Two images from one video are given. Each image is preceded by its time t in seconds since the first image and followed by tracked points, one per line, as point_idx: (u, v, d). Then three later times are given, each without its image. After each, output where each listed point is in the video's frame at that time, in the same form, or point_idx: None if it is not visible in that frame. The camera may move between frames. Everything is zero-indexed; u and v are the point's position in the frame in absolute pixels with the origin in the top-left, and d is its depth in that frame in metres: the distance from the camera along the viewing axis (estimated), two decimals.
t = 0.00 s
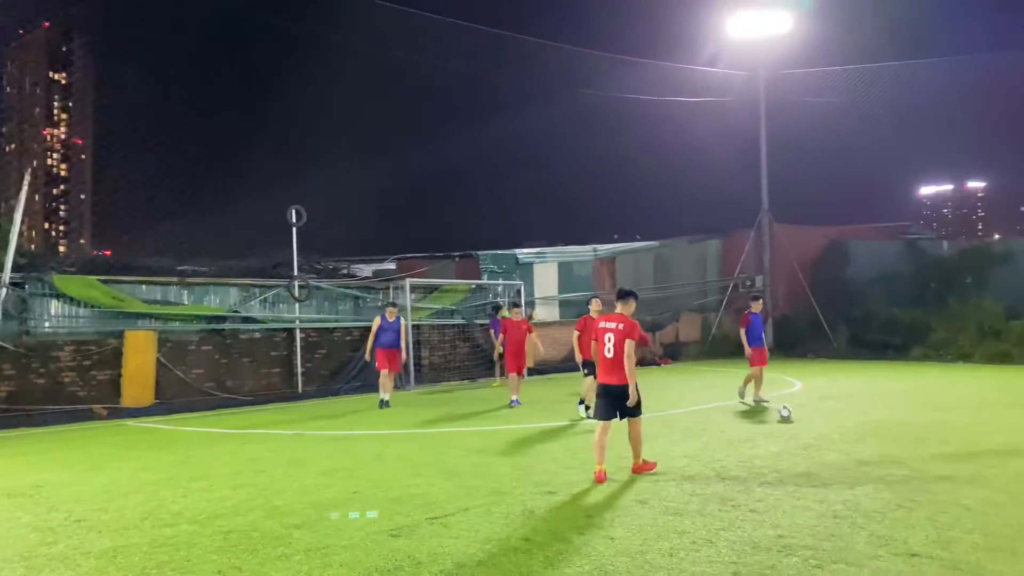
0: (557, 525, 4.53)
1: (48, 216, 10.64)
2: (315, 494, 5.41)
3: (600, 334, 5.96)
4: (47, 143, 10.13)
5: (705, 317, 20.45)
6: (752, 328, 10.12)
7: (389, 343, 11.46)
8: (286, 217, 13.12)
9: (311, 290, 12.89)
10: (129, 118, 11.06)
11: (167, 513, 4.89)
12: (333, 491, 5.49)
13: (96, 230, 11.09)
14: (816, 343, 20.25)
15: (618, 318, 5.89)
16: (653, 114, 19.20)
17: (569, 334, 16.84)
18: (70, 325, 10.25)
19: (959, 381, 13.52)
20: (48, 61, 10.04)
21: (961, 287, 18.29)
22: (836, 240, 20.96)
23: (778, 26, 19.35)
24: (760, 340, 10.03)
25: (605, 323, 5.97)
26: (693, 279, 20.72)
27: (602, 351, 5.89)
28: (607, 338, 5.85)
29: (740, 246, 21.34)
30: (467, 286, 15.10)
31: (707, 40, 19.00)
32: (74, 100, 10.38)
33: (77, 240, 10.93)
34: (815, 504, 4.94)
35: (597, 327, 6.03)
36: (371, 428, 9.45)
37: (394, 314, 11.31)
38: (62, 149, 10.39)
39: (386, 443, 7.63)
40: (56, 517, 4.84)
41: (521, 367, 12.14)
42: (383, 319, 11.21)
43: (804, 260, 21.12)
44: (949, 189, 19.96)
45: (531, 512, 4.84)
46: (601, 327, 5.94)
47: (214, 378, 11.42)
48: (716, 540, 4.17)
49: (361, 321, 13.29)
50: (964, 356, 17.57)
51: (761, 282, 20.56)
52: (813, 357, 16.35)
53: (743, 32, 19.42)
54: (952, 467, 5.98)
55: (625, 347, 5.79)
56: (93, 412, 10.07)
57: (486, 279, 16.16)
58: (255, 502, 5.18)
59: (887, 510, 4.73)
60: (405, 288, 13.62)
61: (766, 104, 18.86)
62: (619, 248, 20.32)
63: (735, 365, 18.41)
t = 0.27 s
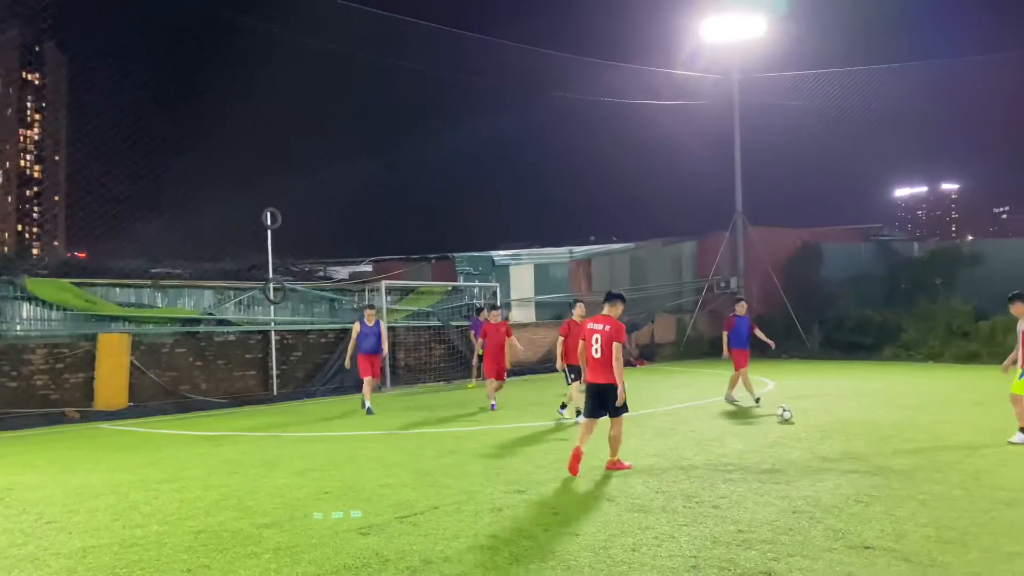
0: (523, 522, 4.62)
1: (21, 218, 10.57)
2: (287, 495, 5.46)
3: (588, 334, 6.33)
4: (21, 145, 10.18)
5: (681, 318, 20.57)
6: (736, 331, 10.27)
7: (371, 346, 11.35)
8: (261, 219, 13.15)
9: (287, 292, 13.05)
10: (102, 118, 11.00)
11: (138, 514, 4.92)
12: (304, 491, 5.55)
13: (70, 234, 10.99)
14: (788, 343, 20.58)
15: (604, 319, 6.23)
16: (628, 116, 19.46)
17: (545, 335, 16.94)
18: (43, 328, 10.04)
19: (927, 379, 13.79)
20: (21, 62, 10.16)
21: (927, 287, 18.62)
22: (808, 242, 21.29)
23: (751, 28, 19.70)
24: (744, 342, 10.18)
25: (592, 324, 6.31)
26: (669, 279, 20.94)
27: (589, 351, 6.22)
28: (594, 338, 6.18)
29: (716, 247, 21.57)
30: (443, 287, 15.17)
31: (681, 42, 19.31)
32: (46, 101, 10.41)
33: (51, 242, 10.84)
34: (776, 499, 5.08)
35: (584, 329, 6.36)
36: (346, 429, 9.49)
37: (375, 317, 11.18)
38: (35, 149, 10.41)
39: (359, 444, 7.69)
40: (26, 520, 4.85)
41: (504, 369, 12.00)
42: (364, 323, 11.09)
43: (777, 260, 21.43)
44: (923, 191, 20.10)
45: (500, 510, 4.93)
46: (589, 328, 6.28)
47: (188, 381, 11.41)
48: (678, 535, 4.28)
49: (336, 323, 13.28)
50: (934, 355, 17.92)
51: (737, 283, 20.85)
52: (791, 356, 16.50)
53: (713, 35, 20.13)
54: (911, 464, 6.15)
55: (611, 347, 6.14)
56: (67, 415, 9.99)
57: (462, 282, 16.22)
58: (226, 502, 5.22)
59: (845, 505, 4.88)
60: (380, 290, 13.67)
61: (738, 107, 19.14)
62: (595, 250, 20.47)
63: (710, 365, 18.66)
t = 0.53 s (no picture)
0: (496, 519, 4.66)
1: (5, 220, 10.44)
2: (264, 494, 5.48)
3: (580, 331, 6.62)
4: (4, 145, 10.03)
5: (665, 318, 20.77)
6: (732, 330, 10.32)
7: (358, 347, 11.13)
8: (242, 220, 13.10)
9: (269, 293, 12.93)
10: (84, 119, 10.96)
11: (114, 513, 4.93)
12: (281, 491, 5.58)
13: (54, 235, 10.93)
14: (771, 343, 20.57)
15: (596, 317, 6.55)
16: (613, 118, 19.53)
17: (529, 336, 17.01)
18: (23, 329, 10.03)
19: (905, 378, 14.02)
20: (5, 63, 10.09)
21: (906, 287, 19.24)
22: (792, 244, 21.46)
23: (735, 31, 19.80)
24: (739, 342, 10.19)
25: (583, 321, 6.60)
26: (653, 279, 21.11)
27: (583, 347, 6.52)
28: (589, 335, 6.50)
29: (699, 248, 21.65)
30: (427, 288, 15.09)
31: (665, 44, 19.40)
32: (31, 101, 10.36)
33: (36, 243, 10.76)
34: (747, 496, 5.15)
35: (575, 327, 6.65)
36: (328, 429, 9.52)
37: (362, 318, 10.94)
38: (19, 150, 10.28)
39: (339, 444, 7.72)
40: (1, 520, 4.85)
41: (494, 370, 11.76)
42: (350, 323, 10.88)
43: (760, 259, 21.58)
44: (907, 191, 20.79)
45: (474, 507, 4.97)
46: (582, 326, 6.57)
47: (170, 383, 11.41)
48: (648, 531, 4.34)
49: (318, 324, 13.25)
50: (913, 354, 18.25)
51: (720, 282, 20.88)
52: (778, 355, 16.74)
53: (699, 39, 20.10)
54: (881, 460, 6.25)
55: (606, 342, 6.49)
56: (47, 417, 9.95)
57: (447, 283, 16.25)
58: (202, 502, 5.24)
59: (814, 501, 4.96)
60: (363, 291, 13.66)
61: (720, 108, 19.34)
62: (578, 251, 20.65)
63: (693, 365, 18.78)
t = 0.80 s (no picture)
0: (476, 520, 4.66)
1: None
2: (246, 495, 5.48)
3: (578, 334, 6.62)
4: None
5: (656, 319, 20.73)
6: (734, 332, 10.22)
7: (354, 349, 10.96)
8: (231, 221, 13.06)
9: (258, 294, 12.85)
10: (77, 119, 10.95)
11: (94, 516, 4.92)
12: (262, 492, 5.57)
13: (47, 235, 10.92)
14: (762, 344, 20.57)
15: (593, 319, 6.56)
16: (604, 119, 19.61)
17: (520, 336, 17.01)
18: (9, 331, 9.97)
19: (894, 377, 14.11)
20: None
21: (897, 287, 19.38)
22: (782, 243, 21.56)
23: (726, 31, 19.88)
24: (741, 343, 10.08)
25: (581, 324, 6.61)
26: (644, 279, 20.81)
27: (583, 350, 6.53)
28: (588, 338, 6.51)
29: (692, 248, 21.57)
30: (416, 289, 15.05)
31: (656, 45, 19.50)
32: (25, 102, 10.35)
33: (30, 244, 10.73)
34: (728, 496, 5.15)
35: (573, 329, 6.65)
36: (315, 430, 9.51)
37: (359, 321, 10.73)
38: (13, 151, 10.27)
39: (325, 445, 7.71)
40: None
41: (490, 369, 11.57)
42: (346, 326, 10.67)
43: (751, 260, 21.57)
44: (901, 192, 20.84)
45: (456, 509, 4.97)
46: (580, 328, 6.58)
47: (158, 384, 11.37)
48: (627, 531, 4.35)
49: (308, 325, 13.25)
50: (904, 353, 18.32)
51: (711, 283, 21.30)
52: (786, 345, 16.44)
53: (690, 39, 20.31)
54: (864, 460, 6.28)
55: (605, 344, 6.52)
56: (33, 419, 9.89)
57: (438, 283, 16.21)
58: (183, 504, 5.23)
59: (793, 501, 4.97)
60: (353, 292, 13.57)
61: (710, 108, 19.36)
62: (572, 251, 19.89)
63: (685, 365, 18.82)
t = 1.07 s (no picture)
0: (458, 521, 4.68)
1: None
2: (231, 497, 5.49)
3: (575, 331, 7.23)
4: None
5: (650, 319, 20.76)
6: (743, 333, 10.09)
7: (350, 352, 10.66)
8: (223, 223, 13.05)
9: (250, 295, 12.77)
10: (72, 119, 11.01)
11: (77, 517, 4.93)
12: (247, 493, 5.57)
13: (43, 237, 11.02)
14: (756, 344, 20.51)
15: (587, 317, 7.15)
16: (599, 120, 19.64)
17: (513, 337, 17.03)
18: None
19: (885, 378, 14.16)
20: None
21: (890, 287, 19.48)
22: (776, 243, 21.62)
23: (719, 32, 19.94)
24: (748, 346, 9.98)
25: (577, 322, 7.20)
26: (638, 281, 20.92)
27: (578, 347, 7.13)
28: (582, 335, 7.10)
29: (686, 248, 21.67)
30: (409, 290, 15.07)
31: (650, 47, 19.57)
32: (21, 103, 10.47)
33: (26, 245, 10.84)
34: (710, 497, 5.17)
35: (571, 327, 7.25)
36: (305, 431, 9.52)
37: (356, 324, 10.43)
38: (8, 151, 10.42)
39: (314, 446, 7.72)
40: None
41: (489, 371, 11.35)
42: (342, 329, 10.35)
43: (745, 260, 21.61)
44: (898, 192, 20.98)
45: (439, 510, 4.98)
46: (576, 326, 7.17)
47: (149, 385, 11.37)
48: (607, 532, 4.36)
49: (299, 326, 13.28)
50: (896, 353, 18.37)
51: (705, 283, 21.45)
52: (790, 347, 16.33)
53: (683, 40, 20.36)
54: (849, 460, 6.30)
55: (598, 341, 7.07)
56: (23, 420, 9.88)
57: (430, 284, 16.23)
58: (166, 505, 5.24)
59: (776, 502, 4.99)
60: (345, 294, 13.58)
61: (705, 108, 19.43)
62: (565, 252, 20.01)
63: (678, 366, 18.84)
